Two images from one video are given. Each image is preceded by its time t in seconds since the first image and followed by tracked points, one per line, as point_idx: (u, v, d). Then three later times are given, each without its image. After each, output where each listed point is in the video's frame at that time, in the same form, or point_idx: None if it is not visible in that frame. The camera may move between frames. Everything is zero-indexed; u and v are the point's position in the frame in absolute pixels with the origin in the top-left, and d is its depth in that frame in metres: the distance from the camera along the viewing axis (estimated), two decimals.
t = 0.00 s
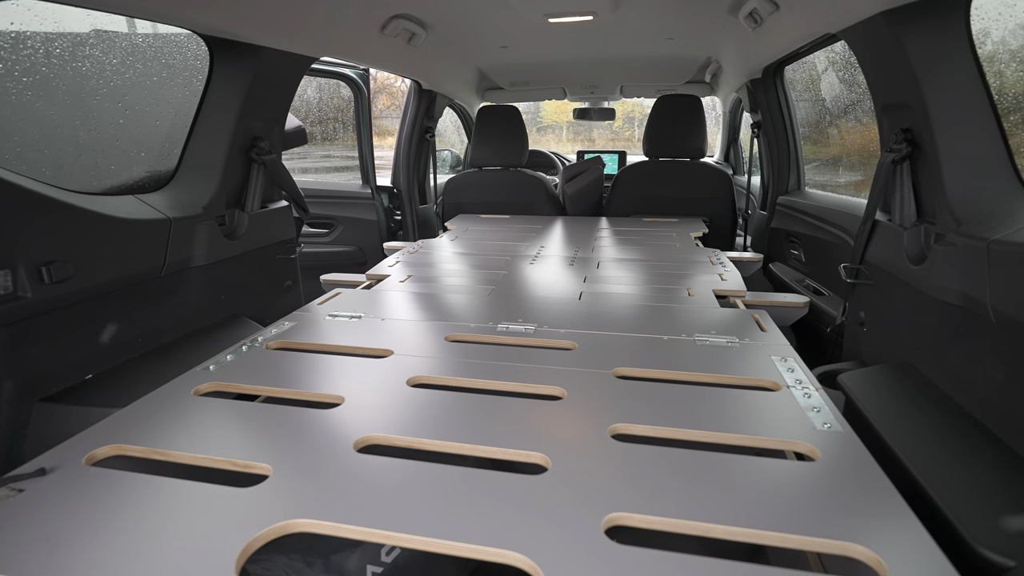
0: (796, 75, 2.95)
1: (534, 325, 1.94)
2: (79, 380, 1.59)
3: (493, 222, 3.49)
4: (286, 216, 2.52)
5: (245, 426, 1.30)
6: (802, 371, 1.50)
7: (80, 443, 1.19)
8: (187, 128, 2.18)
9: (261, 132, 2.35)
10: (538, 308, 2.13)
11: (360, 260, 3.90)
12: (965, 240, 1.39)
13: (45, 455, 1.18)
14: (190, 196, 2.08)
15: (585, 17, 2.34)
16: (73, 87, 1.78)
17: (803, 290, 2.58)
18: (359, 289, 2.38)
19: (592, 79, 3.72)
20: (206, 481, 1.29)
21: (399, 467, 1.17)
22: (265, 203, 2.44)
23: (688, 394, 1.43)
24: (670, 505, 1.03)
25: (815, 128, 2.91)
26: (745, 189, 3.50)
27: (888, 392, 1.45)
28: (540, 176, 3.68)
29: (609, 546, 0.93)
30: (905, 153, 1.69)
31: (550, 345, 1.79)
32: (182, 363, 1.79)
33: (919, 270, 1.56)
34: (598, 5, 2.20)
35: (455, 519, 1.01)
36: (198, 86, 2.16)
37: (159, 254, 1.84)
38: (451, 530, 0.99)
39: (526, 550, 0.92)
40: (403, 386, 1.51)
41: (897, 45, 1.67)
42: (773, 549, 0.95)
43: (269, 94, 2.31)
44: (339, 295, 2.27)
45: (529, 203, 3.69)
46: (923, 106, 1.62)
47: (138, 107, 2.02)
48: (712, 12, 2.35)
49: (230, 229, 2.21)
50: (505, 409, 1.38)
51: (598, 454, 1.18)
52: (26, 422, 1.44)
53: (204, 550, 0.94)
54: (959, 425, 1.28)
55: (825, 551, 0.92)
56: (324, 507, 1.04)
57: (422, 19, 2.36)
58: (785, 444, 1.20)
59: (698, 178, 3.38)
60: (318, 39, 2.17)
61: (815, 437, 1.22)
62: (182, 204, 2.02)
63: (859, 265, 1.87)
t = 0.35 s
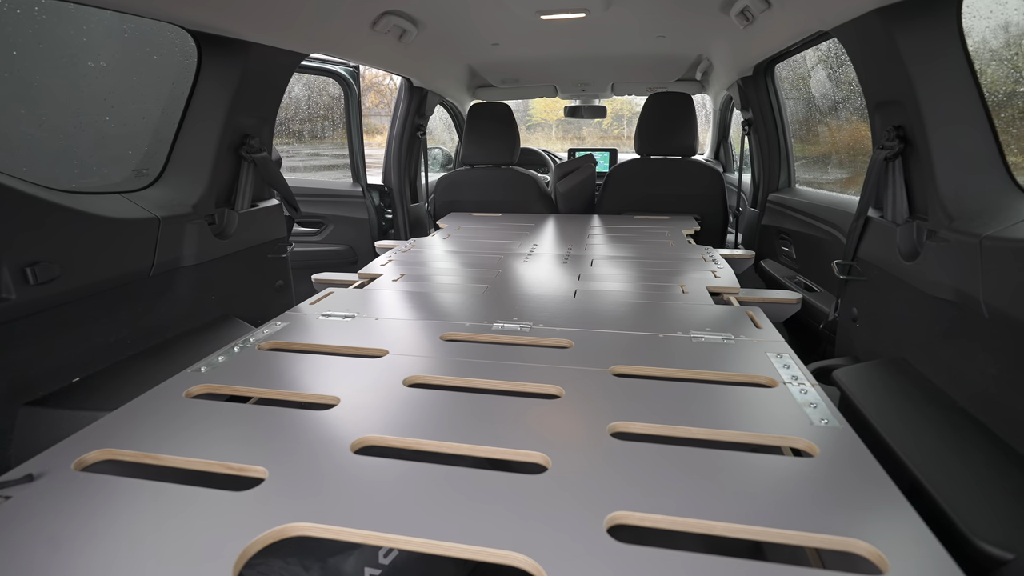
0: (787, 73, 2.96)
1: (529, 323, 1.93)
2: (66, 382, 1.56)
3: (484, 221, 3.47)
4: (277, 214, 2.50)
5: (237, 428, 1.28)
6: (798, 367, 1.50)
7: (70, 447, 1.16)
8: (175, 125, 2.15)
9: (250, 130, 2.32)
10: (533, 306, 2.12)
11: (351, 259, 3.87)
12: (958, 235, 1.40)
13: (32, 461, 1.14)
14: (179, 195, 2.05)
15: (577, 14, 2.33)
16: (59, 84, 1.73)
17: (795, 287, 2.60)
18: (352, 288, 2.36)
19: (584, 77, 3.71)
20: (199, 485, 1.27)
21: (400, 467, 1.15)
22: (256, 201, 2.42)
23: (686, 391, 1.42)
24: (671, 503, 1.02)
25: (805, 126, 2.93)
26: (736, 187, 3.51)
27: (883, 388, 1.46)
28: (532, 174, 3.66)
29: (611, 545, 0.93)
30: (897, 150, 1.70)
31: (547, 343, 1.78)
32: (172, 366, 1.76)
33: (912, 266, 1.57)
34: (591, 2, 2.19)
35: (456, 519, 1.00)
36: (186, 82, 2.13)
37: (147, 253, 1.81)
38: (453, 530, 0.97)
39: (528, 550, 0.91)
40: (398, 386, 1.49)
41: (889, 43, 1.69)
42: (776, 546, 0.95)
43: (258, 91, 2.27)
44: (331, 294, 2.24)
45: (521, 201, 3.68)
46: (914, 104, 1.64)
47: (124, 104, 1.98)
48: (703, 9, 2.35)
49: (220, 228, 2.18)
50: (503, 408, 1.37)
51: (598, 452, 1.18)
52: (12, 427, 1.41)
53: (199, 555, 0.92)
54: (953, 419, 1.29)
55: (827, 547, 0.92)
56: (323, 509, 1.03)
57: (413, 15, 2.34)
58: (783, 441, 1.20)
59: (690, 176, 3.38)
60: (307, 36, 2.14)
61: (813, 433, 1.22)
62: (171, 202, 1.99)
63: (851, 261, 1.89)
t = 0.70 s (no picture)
0: (778, 72, 2.98)
1: (525, 322, 1.93)
2: (54, 385, 1.54)
3: (477, 220, 3.46)
4: (269, 213, 2.48)
5: (230, 431, 1.26)
6: (793, 365, 1.51)
7: (59, 452, 1.13)
8: (164, 122, 2.13)
9: (241, 127, 2.30)
10: (527, 305, 2.12)
11: (343, 258, 3.85)
12: (951, 233, 1.41)
13: (20, 467, 1.11)
14: (169, 194, 2.02)
15: (571, 12, 2.32)
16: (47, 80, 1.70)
17: (788, 285, 2.62)
18: (345, 287, 2.34)
19: (576, 75, 3.71)
20: (192, 488, 1.26)
21: (398, 468, 1.14)
22: (247, 200, 2.40)
23: (683, 390, 1.42)
24: (671, 502, 1.02)
25: (796, 124, 2.95)
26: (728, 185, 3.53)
27: (877, 384, 1.47)
28: (525, 172, 3.66)
29: (611, 545, 0.92)
30: (890, 148, 1.72)
31: (543, 342, 1.77)
32: (162, 367, 1.74)
33: (905, 263, 1.58)
34: None
35: (456, 519, 0.99)
36: (175, 79, 2.10)
37: (137, 253, 1.78)
38: (453, 531, 0.96)
39: (528, 552, 0.90)
40: (394, 386, 1.48)
41: (882, 42, 1.70)
42: (775, 544, 0.95)
43: (249, 89, 2.26)
44: (324, 294, 2.22)
45: (514, 199, 3.67)
46: (908, 103, 1.65)
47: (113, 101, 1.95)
48: (697, 7, 2.36)
49: (210, 227, 2.16)
50: (500, 408, 1.36)
51: (595, 451, 1.18)
52: None
53: (194, 559, 0.90)
54: (947, 416, 1.30)
55: (826, 544, 0.92)
56: (320, 511, 1.01)
57: (406, 12, 2.33)
58: (780, 439, 1.20)
59: (683, 174, 3.39)
60: (297, 33, 2.12)
61: (810, 431, 1.22)
62: (161, 201, 1.96)
63: (844, 259, 1.90)
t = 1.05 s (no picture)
0: (777, 71, 2.99)
1: (527, 323, 1.92)
2: (54, 388, 1.53)
3: (475, 220, 3.45)
4: (269, 213, 2.47)
5: (233, 433, 1.24)
6: (797, 365, 1.51)
7: (60, 457, 1.11)
8: (162, 121, 2.11)
9: (240, 127, 2.29)
10: (529, 305, 2.11)
11: (341, 258, 3.83)
12: (953, 233, 1.42)
13: (19, 472, 1.09)
14: (167, 194, 2.00)
15: (571, 11, 2.31)
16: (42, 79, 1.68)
17: (787, 285, 2.62)
18: (345, 288, 2.33)
19: (574, 75, 3.71)
20: (195, 492, 1.24)
21: (402, 470, 1.13)
22: (246, 199, 2.39)
23: (688, 390, 1.42)
24: (680, 503, 1.01)
25: (794, 124, 2.96)
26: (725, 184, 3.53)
27: (881, 384, 1.47)
28: (524, 171, 3.65)
29: (623, 547, 0.91)
30: (892, 148, 1.73)
31: (546, 343, 1.77)
32: (161, 370, 1.72)
33: (908, 263, 1.59)
34: None
35: (463, 522, 0.98)
36: (173, 78, 2.08)
37: (135, 253, 1.76)
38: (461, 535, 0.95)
39: (539, 555, 0.89)
40: (398, 388, 1.47)
41: (884, 42, 1.71)
42: (785, 545, 0.94)
43: (248, 87, 2.24)
44: (324, 294, 2.21)
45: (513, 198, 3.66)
46: (910, 104, 1.66)
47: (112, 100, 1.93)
48: (696, 7, 2.36)
49: (209, 227, 2.15)
50: (506, 409, 1.35)
51: (603, 453, 1.17)
52: None
53: (202, 563, 0.89)
54: (952, 415, 1.30)
55: (834, 545, 0.92)
56: (326, 515, 1.00)
57: (403, 10, 2.32)
58: (786, 438, 1.20)
59: (681, 173, 3.39)
60: (296, 31, 2.11)
61: (817, 431, 1.22)
62: (159, 201, 1.94)
63: (845, 258, 1.91)
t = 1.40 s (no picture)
0: (779, 71, 2.99)
1: (534, 322, 1.91)
2: (58, 391, 1.53)
3: (477, 219, 3.44)
4: (271, 212, 2.46)
5: (241, 435, 1.23)
6: (805, 364, 1.50)
7: (67, 460, 1.09)
8: (164, 122, 2.09)
9: (242, 126, 2.28)
10: (535, 305, 2.10)
11: (341, 258, 3.81)
12: (961, 232, 1.43)
13: (26, 474, 1.07)
14: (170, 194, 2.00)
15: (573, 10, 2.31)
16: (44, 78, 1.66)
17: (791, 283, 2.63)
18: (349, 288, 2.31)
19: (574, 74, 3.71)
20: (203, 495, 1.23)
21: (414, 471, 1.11)
22: (248, 199, 2.38)
23: (697, 389, 1.41)
24: (697, 503, 1.01)
25: (796, 123, 2.97)
26: (727, 184, 3.53)
27: (890, 382, 1.47)
28: (525, 170, 3.64)
29: (641, 548, 0.90)
30: (899, 147, 1.74)
31: (553, 343, 1.76)
32: (165, 372, 1.70)
33: (915, 261, 1.60)
34: None
35: (478, 523, 0.97)
36: (176, 77, 2.07)
37: (139, 253, 1.76)
38: (476, 537, 0.94)
39: (557, 556, 0.88)
40: (406, 389, 1.46)
41: (891, 41, 1.72)
42: (801, 545, 0.94)
43: (251, 86, 2.23)
44: (328, 294, 2.20)
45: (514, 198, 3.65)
46: (917, 103, 1.68)
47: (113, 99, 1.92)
48: (699, 6, 2.36)
49: (212, 227, 2.13)
50: (517, 409, 1.34)
51: (616, 453, 1.16)
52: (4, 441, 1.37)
53: (216, 568, 0.87)
54: (962, 413, 1.30)
55: (851, 544, 0.92)
56: (338, 517, 0.99)
57: (406, 9, 2.31)
58: (798, 437, 1.19)
59: (682, 172, 3.39)
60: (298, 28, 2.09)
61: (828, 430, 1.22)
62: (160, 202, 1.93)
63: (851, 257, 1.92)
